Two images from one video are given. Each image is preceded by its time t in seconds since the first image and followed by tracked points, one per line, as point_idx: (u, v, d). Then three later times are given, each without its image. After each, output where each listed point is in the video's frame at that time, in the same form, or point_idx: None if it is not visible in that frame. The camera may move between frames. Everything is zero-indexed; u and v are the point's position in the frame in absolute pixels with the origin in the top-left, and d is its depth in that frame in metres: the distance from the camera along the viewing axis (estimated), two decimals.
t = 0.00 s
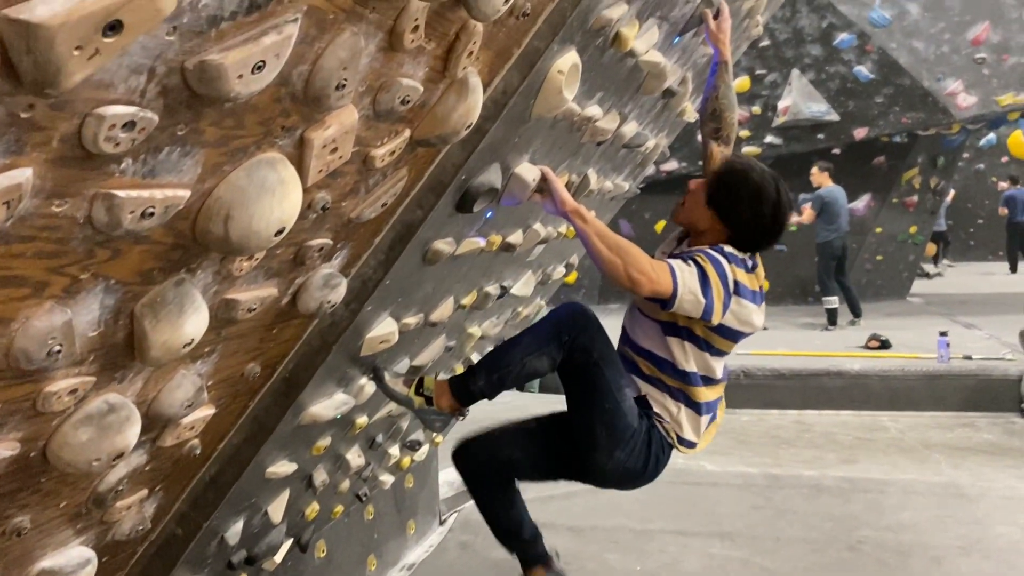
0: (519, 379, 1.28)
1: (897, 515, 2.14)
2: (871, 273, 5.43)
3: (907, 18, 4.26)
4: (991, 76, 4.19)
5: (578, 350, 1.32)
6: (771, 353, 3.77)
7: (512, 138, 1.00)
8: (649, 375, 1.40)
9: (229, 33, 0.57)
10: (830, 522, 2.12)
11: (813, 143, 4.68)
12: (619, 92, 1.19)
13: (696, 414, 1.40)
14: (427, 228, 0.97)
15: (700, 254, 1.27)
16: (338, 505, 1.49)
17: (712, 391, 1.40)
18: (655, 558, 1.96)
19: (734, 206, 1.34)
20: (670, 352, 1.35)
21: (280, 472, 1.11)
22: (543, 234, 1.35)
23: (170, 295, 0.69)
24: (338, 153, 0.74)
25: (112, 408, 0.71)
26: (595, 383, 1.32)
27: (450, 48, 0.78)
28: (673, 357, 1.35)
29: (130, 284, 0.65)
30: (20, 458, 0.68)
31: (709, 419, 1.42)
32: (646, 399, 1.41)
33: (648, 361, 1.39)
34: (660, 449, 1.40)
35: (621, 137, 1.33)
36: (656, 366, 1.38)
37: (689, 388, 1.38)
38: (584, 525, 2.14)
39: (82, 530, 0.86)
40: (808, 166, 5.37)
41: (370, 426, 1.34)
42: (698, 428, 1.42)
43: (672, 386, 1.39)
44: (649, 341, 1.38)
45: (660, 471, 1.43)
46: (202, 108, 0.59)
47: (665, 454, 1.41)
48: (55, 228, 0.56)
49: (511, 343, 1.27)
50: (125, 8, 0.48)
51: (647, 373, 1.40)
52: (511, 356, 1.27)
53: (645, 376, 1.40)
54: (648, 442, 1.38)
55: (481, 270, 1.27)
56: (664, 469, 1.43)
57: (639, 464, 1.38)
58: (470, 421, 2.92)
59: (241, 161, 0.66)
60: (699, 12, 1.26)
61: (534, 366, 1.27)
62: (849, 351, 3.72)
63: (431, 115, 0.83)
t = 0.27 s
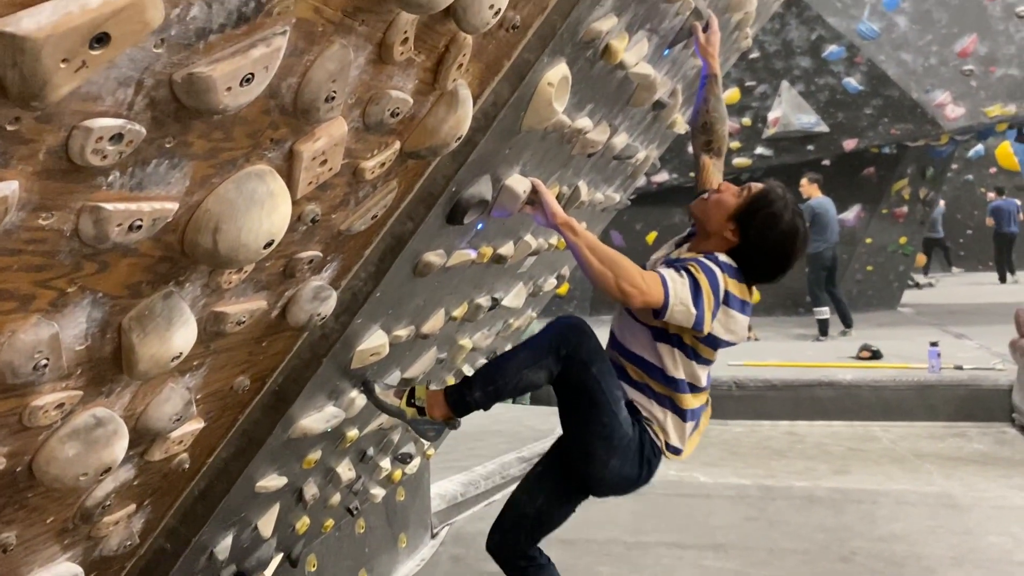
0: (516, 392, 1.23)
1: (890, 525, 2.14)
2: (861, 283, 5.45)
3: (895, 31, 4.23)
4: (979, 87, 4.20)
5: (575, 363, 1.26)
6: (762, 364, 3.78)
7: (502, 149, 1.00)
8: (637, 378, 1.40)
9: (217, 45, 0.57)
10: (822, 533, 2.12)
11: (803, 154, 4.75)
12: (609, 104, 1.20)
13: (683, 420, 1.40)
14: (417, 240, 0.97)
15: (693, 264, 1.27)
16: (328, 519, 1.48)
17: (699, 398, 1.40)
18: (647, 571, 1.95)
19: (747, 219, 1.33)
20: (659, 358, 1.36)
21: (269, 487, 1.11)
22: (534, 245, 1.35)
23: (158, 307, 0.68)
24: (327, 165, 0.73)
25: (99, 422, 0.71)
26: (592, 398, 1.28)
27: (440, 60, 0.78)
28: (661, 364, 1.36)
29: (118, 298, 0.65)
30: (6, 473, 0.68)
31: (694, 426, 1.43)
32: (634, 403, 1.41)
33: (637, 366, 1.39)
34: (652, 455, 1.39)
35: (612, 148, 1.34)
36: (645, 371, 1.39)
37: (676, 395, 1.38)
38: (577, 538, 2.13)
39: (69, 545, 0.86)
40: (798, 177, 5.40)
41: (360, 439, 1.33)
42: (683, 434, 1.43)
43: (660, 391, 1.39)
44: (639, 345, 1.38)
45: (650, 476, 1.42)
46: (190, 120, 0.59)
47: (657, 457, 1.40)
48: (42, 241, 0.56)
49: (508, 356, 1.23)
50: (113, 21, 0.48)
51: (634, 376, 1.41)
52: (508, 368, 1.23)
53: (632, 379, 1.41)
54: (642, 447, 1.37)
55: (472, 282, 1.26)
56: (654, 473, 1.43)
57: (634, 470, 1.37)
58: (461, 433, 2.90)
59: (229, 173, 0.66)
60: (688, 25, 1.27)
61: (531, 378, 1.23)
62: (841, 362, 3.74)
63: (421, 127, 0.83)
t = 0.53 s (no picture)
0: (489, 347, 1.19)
1: (883, 536, 2.14)
2: (852, 294, 5.47)
3: (884, 42, 4.24)
4: (968, 99, 4.23)
5: (528, 303, 1.24)
6: (755, 375, 3.78)
7: (495, 161, 1.00)
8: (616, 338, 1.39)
9: (210, 59, 0.57)
10: (815, 544, 2.12)
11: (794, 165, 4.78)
12: (601, 116, 1.21)
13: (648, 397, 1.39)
14: (410, 253, 0.97)
15: (704, 242, 1.27)
16: (321, 533, 1.47)
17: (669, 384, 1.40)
18: None
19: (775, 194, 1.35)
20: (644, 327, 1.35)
21: (261, 499, 1.10)
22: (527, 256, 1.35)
23: (151, 320, 0.68)
24: (321, 178, 0.73)
25: (91, 436, 0.70)
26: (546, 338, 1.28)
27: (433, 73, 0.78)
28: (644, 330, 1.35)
29: (110, 311, 0.65)
30: None
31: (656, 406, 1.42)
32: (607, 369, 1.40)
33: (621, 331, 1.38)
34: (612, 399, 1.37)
35: (605, 160, 1.34)
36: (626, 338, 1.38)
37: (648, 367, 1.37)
38: (570, 549, 2.12)
39: (60, 560, 0.87)
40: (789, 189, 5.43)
41: (353, 451, 1.33)
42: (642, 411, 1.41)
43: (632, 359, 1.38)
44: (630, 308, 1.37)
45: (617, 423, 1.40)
46: (183, 134, 0.59)
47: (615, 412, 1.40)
48: (34, 255, 0.56)
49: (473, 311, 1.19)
50: (106, 35, 0.48)
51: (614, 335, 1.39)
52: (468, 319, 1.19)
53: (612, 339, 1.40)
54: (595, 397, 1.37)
55: (465, 293, 1.26)
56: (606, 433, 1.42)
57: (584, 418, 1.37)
58: (454, 445, 2.88)
59: (223, 186, 0.66)
60: (680, 38, 1.27)
61: (495, 327, 1.20)
62: (832, 372, 3.74)
63: (415, 139, 0.83)
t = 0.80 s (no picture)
0: (484, 367, 1.22)
1: (878, 545, 2.14)
2: (846, 303, 5.49)
3: (876, 53, 4.27)
4: (960, 109, 4.24)
5: (529, 327, 1.27)
6: (749, 384, 3.79)
7: (489, 171, 1.00)
8: (623, 366, 1.41)
9: (205, 70, 0.57)
10: (810, 553, 2.12)
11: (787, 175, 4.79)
12: (595, 126, 1.21)
13: (665, 420, 1.41)
14: (404, 263, 0.97)
15: (696, 259, 1.28)
16: (316, 544, 1.46)
17: (683, 405, 1.42)
18: None
19: (774, 212, 1.36)
20: (652, 352, 1.36)
21: (255, 511, 1.10)
22: (521, 266, 1.35)
23: (144, 332, 0.68)
24: (315, 189, 0.74)
25: (83, 448, 0.70)
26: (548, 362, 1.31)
27: (427, 84, 0.79)
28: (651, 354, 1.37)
29: (103, 323, 0.65)
30: None
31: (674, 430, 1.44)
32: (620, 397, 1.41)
33: (629, 359, 1.40)
34: (619, 430, 1.41)
35: (599, 170, 1.35)
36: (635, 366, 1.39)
37: (662, 391, 1.39)
38: (565, 560, 2.12)
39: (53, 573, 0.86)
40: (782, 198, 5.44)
41: (347, 462, 1.33)
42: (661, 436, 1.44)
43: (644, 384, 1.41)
44: (631, 335, 1.38)
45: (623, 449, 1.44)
46: (177, 145, 0.59)
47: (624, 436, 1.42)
48: (27, 266, 0.56)
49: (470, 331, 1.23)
50: (100, 47, 0.48)
51: (620, 363, 1.41)
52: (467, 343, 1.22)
53: (618, 367, 1.42)
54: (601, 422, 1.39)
55: (459, 303, 1.26)
56: (621, 457, 1.44)
57: (590, 444, 1.40)
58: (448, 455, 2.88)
59: (217, 198, 0.66)
60: (673, 48, 1.28)
61: (493, 347, 1.23)
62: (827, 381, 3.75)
63: (408, 150, 0.83)
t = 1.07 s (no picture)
0: (495, 425, 1.31)
1: (874, 553, 2.15)
2: (841, 311, 5.51)
3: (870, 62, 4.30)
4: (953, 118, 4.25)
5: (554, 394, 1.37)
6: (745, 392, 3.79)
7: (485, 181, 1.00)
8: (632, 406, 1.43)
9: (201, 81, 0.57)
10: (806, 562, 2.12)
11: (782, 183, 4.80)
12: (590, 136, 1.22)
13: (684, 448, 1.41)
14: (400, 273, 0.98)
15: (683, 290, 1.30)
16: (311, 554, 1.45)
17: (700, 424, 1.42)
18: None
19: (754, 246, 1.35)
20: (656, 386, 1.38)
21: (250, 521, 1.10)
22: (516, 275, 1.35)
23: (140, 342, 0.68)
24: (310, 199, 0.74)
25: (79, 458, 0.70)
26: (573, 427, 1.37)
27: (423, 95, 0.79)
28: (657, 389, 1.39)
29: (99, 333, 0.65)
30: None
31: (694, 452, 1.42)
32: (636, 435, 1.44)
33: (636, 397, 1.42)
34: (642, 483, 1.46)
35: (594, 180, 1.35)
36: (644, 402, 1.41)
37: (676, 421, 1.40)
38: (561, 570, 2.12)
39: None
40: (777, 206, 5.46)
41: (343, 471, 1.32)
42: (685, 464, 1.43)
43: (658, 418, 1.41)
44: (634, 373, 1.41)
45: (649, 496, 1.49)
46: (173, 156, 0.60)
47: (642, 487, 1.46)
48: (23, 277, 0.56)
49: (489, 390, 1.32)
50: (97, 59, 0.49)
51: (629, 404, 1.44)
52: (486, 404, 1.31)
53: (627, 408, 1.44)
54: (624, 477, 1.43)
55: (455, 312, 1.27)
56: (647, 496, 1.48)
57: (612, 497, 1.44)
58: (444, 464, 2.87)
59: (213, 209, 0.66)
60: (668, 58, 1.29)
61: (510, 410, 1.32)
62: (822, 389, 3.75)
63: (404, 160, 0.84)
